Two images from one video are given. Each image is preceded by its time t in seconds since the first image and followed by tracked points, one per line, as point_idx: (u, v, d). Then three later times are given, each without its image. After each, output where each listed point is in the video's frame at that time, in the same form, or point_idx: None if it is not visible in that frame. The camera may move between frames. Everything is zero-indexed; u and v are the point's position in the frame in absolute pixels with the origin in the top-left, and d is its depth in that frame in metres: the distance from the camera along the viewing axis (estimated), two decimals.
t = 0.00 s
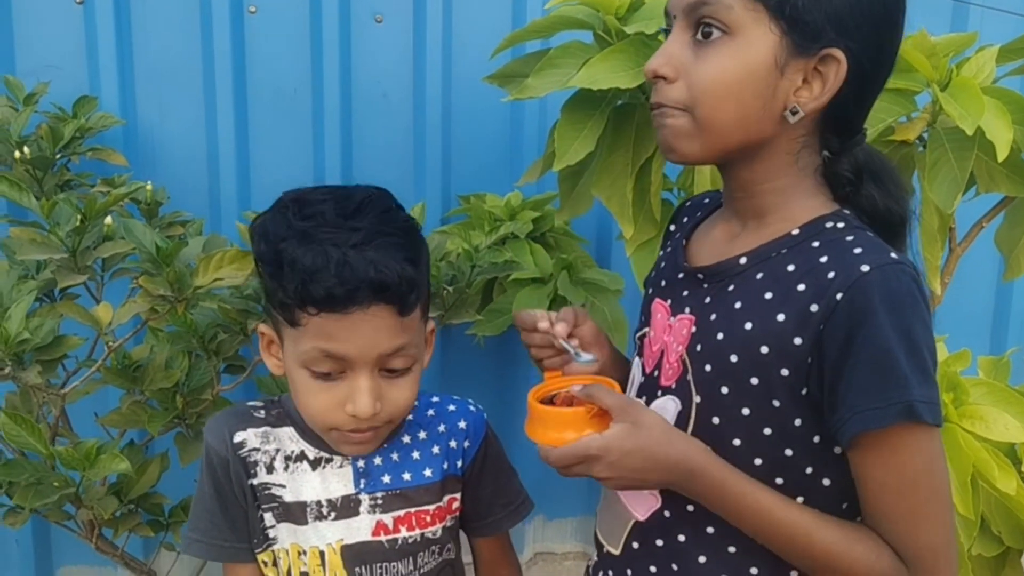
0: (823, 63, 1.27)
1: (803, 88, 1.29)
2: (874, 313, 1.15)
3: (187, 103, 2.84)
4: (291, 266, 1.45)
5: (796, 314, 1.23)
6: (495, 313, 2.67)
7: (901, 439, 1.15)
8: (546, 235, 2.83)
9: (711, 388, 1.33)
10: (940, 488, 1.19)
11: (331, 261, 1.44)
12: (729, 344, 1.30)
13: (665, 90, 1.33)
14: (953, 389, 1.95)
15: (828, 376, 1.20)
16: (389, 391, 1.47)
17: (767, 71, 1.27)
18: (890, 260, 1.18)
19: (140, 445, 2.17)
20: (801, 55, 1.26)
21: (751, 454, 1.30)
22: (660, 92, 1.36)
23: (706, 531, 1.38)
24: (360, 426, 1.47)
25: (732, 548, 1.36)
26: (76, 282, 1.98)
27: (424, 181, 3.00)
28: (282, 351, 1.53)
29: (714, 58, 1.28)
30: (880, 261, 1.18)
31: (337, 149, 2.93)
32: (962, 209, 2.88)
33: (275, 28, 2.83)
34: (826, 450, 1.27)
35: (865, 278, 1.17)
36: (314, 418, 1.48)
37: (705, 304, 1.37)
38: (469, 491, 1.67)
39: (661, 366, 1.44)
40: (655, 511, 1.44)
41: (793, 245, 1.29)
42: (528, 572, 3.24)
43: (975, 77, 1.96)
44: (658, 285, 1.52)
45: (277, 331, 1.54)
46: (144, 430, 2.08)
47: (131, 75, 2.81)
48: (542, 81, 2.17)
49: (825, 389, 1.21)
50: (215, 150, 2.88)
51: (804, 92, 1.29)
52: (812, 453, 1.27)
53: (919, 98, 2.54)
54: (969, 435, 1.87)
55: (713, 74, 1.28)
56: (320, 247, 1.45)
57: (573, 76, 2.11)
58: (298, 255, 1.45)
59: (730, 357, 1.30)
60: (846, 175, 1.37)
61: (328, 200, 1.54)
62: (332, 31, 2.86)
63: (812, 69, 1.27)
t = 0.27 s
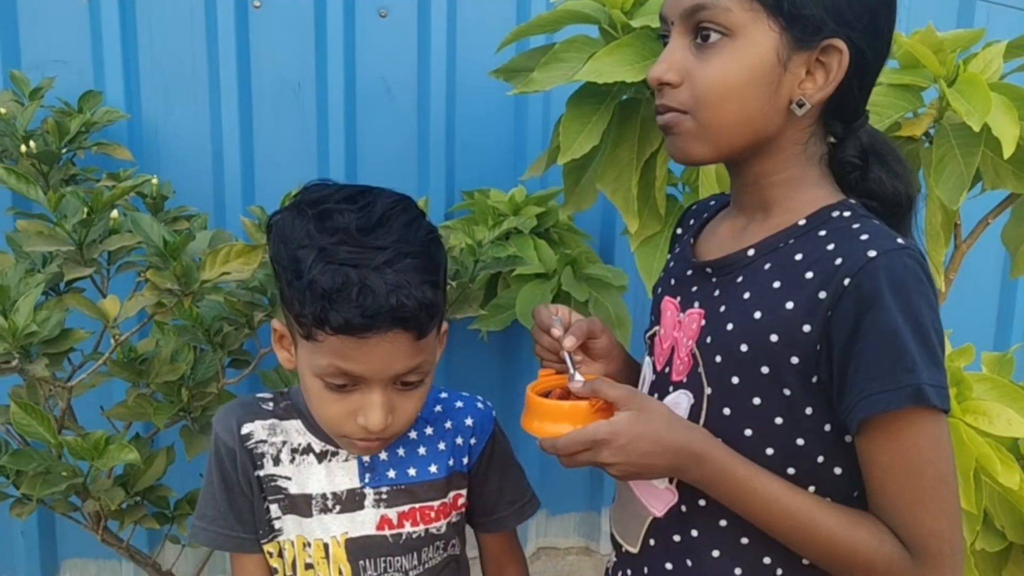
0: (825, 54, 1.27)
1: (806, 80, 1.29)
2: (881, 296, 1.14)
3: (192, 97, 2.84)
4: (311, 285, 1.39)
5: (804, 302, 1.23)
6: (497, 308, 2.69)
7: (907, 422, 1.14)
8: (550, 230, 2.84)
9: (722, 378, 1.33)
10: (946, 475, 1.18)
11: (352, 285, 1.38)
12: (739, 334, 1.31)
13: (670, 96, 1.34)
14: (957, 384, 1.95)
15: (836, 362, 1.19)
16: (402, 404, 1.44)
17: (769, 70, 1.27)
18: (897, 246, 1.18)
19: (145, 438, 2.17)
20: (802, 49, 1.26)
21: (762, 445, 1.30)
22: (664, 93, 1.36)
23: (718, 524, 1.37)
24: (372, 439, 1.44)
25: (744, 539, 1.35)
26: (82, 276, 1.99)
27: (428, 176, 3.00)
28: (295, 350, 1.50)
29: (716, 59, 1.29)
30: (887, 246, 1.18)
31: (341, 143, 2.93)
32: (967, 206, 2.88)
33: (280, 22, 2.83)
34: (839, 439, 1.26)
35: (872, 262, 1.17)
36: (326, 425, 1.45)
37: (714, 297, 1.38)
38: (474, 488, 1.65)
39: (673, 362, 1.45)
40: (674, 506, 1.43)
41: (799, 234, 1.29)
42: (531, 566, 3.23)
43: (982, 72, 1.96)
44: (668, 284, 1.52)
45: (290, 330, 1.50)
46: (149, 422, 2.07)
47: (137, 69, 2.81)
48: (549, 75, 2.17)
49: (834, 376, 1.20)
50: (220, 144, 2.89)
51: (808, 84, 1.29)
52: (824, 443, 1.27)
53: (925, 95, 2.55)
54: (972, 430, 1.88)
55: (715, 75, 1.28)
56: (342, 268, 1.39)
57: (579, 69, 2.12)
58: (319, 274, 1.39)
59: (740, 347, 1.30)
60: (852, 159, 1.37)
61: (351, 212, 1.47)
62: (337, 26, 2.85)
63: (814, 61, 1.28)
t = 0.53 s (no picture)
0: (827, 52, 1.26)
1: (811, 80, 1.28)
2: (891, 298, 1.13)
3: (193, 94, 2.84)
4: (312, 281, 1.39)
5: (814, 302, 1.23)
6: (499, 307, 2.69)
7: (916, 422, 1.13)
8: (552, 228, 2.83)
9: (731, 377, 1.32)
10: (954, 475, 1.17)
11: (353, 278, 1.38)
12: (749, 333, 1.30)
13: (676, 107, 1.33)
14: (959, 383, 1.94)
15: (845, 363, 1.19)
16: (406, 400, 1.44)
17: (772, 74, 1.26)
18: (906, 246, 1.17)
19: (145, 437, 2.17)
20: (803, 49, 1.25)
21: (770, 445, 1.29)
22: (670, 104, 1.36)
23: (726, 522, 1.36)
24: (377, 436, 1.44)
25: (751, 538, 1.34)
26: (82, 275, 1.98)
27: (429, 173, 3.00)
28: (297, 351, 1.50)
29: (718, 67, 1.28)
30: (897, 247, 1.17)
31: (342, 140, 2.93)
32: (969, 203, 2.88)
33: (281, 19, 2.83)
34: (846, 439, 1.25)
35: (882, 263, 1.16)
36: (330, 423, 1.45)
37: (722, 296, 1.37)
38: (477, 487, 1.65)
39: (680, 361, 1.43)
40: (682, 507, 1.42)
41: (808, 234, 1.29)
42: (533, 564, 3.24)
43: (984, 69, 1.95)
44: (675, 284, 1.50)
45: (292, 331, 1.50)
46: (149, 422, 2.07)
47: (138, 67, 2.81)
48: (550, 73, 2.17)
49: (843, 376, 1.19)
50: (221, 142, 2.88)
51: (813, 83, 1.28)
52: (832, 442, 1.26)
53: (926, 91, 2.54)
54: (973, 430, 1.87)
55: (717, 83, 1.27)
56: (342, 262, 1.39)
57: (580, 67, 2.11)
58: (320, 269, 1.39)
59: (749, 346, 1.29)
60: (857, 154, 1.36)
61: (349, 207, 1.46)
62: (338, 23, 2.85)
63: (817, 59, 1.26)
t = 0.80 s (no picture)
0: (825, 66, 1.25)
1: (811, 92, 1.27)
2: (902, 310, 1.13)
3: (192, 101, 2.84)
4: (289, 274, 1.41)
5: (824, 312, 1.22)
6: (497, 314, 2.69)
7: (925, 434, 1.13)
8: (550, 235, 2.83)
9: (739, 387, 1.31)
10: (961, 485, 1.18)
11: (327, 269, 1.39)
12: (757, 343, 1.29)
13: (678, 128, 1.33)
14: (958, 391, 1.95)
15: (854, 374, 1.18)
16: (392, 395, 1.43)
17: (770, 91, 1.25)
18: (917, 258, 1.17)
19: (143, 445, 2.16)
20: (798, 65, 1.24)
21: (778, 455, 1.29)
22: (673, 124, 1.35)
23: (733, 531, 1.35)
24: (362, 431, 1.43)
25: (757, 548, 1.34)
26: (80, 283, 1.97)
27: (427, 180, 3.00)
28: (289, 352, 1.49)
29: (717, 87, 1.27)
30: (907, 258, 1.17)
31: (341, 147, 2.93)
32: (967, 211, 2.89)
33: (280, 27, 2.83)
34: (853, 449, 1.25)
35: (893, 275, 1.16)
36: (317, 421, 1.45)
37: (729, 305, 1.35)
38: (480, 494, 1.65)
39: (685, 370, 1.43)
40: (688, 516, 1.41)
41: (818, 244, 1.28)
42: (530, 572, 3.23)
43: (981, 77, 1.96)
44: (680, 292, 1.50)
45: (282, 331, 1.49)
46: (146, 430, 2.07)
47: (136, 74, 2.81)
48: (548, 80, 2.17)
49: (852, 387, 1.19)
50: (219, 149, 2.89)
51: (813, 95, 1.27)
52: (839, 453, 1.26)
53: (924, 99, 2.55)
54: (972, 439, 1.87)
55: (716, 104, 1.27)
56: (317, 253, 1.40)
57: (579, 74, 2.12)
58: (296, 261, 1.41)
59: (757, 357, 1.28)
60: (863, 162, 1.35)
61: (327, 201, 1.48)
62: (337, 31, 2.85)
63: (815, 72, 1.25)
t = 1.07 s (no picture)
0: (818, 80, 1.24)
1: (805, 106, 1.26)
2: (900, 327, 1.14)
3: (183, 111, 2.84)
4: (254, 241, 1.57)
5: (822, 328, 1.22)
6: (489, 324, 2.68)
7: (923, 452, 1.14)
8: (541, 245, 2.84)
9: (737, 402, 1.31)
10: (957, 504, 1.18)
11: (280, 229, 1.54)
12: (755, 357, 1.29)
13: (674, 147, 1.31)
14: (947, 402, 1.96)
15: (852, 390, 1.19)
16: (345, 355, 1.52)
17: (765, 107, 1.24)
18: (915, 275, 1.18)
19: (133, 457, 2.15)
20: (791, 79, 1.24)
21: (776, 470, 1.28)
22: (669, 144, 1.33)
23: (730, 546, 1.35)
24: (318, 392, 1.51)
25: (754, 563, 1.33)
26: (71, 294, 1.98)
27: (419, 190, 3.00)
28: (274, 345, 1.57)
29: (713, 105, 1.26)
30: (905, 275, 1.18)
31: (331, 156, 2.94)
32: (955, 220, 2.90)
33: (271, 37, 2.83)
34: (849, 464, 1.25)
35: (890, 292, 1.16)
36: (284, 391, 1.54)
37: (728, 318, 1.36)
38: (483, 511, 1.69)
39: (683, 384, 1.42)
40: (685, 530, 1.40)
41: (816, 259, 1.29)
42: None
43: (969, 89, 1.97)
44: (677, 304, 1.50)
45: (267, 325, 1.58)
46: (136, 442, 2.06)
47: (127, 84, 2.81)
48: (539, 91, 2.18)
49: (850, 403, 1.19)
50: (210, 160, 2.89)
51: (807, 109, 1.26)
52: (837, 468, 1.26)
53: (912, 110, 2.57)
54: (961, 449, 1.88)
55: (712, 121, 1.26)
56: (274, 219, 1.57)
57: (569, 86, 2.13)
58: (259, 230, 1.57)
59: (756, 371, 1.28)
60: (859, 176, 1.35)
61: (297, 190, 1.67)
62: (328, 43, 2.86)
63: (809, 86, 1.25)
